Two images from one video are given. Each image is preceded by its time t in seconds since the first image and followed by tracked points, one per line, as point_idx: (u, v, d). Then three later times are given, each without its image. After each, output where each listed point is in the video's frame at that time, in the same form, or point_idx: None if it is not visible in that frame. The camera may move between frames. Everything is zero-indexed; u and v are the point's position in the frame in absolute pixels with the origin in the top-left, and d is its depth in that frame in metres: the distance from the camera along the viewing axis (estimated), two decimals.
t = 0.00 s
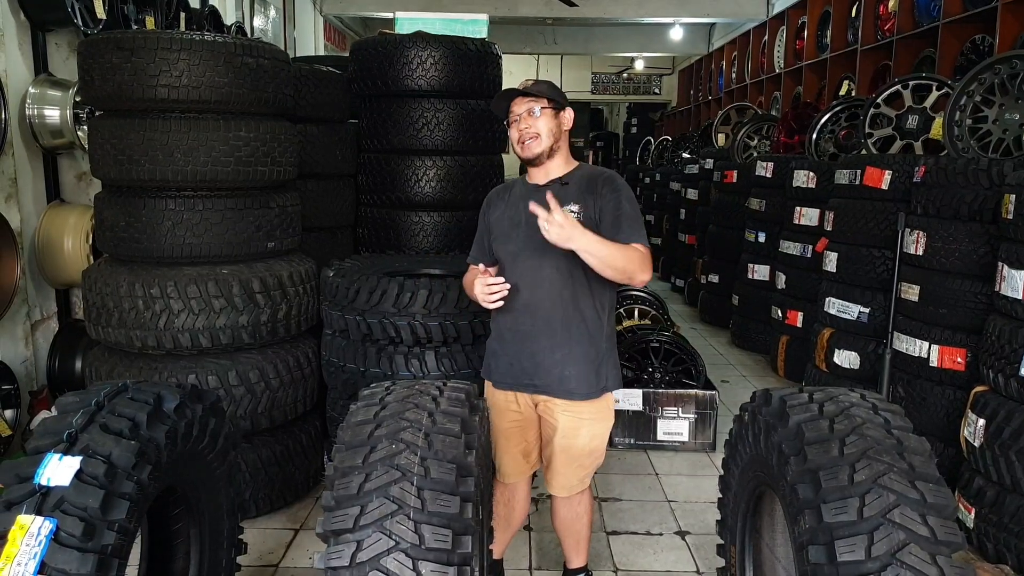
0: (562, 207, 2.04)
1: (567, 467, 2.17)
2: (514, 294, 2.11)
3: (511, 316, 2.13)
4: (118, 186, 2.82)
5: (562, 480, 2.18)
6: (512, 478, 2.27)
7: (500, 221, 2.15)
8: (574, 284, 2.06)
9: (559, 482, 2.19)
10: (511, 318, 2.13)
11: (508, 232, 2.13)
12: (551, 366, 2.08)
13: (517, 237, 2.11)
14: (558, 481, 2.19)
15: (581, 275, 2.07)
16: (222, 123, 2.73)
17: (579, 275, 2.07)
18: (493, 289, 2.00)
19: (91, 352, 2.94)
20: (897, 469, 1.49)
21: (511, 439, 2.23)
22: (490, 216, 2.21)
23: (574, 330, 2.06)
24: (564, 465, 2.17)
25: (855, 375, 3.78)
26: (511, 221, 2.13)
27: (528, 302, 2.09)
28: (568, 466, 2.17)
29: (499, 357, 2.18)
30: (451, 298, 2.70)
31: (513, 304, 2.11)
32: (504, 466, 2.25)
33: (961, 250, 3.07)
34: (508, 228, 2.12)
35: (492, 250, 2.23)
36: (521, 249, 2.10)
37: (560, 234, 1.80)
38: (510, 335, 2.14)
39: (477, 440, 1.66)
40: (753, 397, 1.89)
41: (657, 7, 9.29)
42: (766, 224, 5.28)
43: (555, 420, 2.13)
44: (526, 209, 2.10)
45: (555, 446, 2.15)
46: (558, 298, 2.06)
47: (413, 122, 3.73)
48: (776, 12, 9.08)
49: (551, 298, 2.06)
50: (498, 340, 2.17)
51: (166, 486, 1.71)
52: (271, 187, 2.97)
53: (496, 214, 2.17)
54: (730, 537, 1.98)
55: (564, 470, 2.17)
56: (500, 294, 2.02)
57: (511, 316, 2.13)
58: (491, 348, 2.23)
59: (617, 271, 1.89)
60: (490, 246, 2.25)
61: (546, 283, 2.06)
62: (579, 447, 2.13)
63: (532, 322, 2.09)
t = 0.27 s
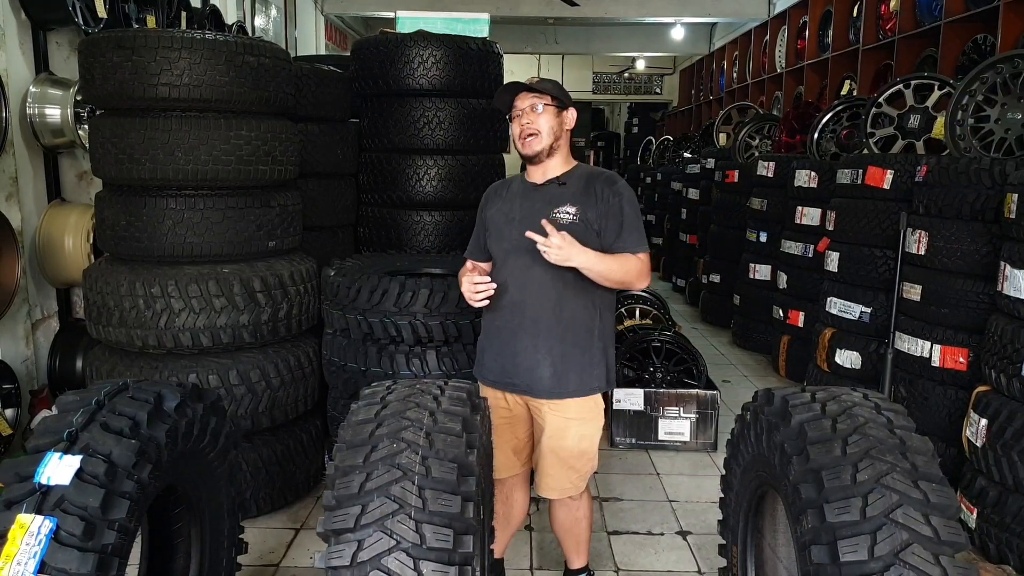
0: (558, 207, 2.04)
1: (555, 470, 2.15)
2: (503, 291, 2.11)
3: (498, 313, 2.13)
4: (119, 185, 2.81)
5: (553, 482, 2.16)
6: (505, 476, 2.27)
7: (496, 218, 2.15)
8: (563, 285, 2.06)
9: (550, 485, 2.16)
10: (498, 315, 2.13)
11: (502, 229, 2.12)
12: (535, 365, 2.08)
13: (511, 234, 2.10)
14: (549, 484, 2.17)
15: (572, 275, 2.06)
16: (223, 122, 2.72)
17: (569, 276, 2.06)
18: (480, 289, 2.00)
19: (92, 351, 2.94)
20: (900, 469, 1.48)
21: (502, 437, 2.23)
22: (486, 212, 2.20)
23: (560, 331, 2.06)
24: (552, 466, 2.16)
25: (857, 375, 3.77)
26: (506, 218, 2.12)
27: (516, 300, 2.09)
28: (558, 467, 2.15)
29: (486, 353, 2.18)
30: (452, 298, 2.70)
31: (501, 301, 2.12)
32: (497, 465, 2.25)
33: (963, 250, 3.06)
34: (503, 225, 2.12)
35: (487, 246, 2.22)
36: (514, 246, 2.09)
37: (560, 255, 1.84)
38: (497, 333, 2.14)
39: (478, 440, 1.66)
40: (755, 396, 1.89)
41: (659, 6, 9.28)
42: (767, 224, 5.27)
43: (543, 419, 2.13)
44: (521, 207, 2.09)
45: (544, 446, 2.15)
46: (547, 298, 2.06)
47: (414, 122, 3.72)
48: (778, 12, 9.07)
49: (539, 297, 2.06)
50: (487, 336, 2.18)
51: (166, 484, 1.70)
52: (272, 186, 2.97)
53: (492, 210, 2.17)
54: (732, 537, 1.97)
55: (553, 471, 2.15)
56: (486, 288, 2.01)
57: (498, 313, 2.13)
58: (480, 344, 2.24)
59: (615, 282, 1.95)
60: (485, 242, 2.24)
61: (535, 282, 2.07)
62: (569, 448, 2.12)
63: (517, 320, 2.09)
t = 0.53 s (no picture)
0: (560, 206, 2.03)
1: (559, 464, 2.15)
2: (507, 291, 2.10)
3: (501, 313, 2.11)
4: (120, 185, 2.80)
5: (557, 477, 2.16)
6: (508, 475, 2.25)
7: (497, 216, 2.13)
8: (567, 284, 2.05)
9: (554, 480, 2.17)
10: (502, 315, 2.11)
11: (503, 227, 2.11)
12: (540, 364, 2.07)
13: (513, 233, 2.09)
14: (555, 479, 2.17)
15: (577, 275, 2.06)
16: (225, 121, 2.72)
17: (572, 275, 2.06)
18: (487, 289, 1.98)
19: (93, 351, 2.93)
20: (907, 469, 1.47)
21: (505, 436, 2.21)
22: (485, 210, 2.19)
23: (564, 330, 2.06)
24: (556, 462, 2.15)
25: (860, 375, 3.76)
26: (507, 217, 2.11)
27: (519, 300, 2.08)
28: (562, 463, 2.15)
29: (489, 353, 2.17)
30: (454, 297, 2.69)
31: (505, 300, 2.10)
32: (500, 464, 2.23)
33: (967, 249, 3.05)
34: (504, 223, 2.11)
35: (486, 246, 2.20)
36: (517, 246, 2.08)
37: (551, 220, 1.82)
38: (501, 332, 2.13)
39: (481, 440, 1.65)
40: (760, 397, 1.88)
41: (660, 6, 9.26)
42: (770, 223, 5.26)
43: (547, 417, 2.12)
44: (523, 205, 2.09)
45: (549, 443, 2.14)
46: (551, 297, 2.05)
47: (416, 121, 3.71)
48: (779, 11, 9.06)
49: (542, 296, 2.05)
50: (489, 336, 2.17)
51: (168, 485, 1.69)
52: (273, 185, 2.96)
53: (493, 209, 2.16)
54: (736, 538, 1.96)
55: (558, 467, 2.15)
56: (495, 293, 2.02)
57: (501, 313, 2.11)
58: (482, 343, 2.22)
59: (601, 269, 1.91)
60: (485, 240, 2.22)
61: (539, 281, 2.06)
62: (572, 444, 2.12)
63: (521, 320, 2.08)
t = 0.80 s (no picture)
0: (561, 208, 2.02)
1: (569, 464, 2.16)
2: (513, 294, 2.08)
3: (508, 316, 2.10)
4: (124, 185, 2.80)
5: (566, 476, 2.16)
6: (514, 477, 2.25)
7: (497, 219, 2.11)
8: (574, 285, 2.05)
9: (563, 479, 2.17)
10: (509, 318, 2.10)
11: (505, 231, 2.09)
12: (550, 365, 2.06)
13: (516, 236, 2.07)
14: (564, 479, 2.17)
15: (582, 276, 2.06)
16: (229, 121, 2.71)
17: (578, 275, 2.05)
18: (497, 294, 1.98)
19: (97, 352, 2.93)
20: (916, 473, 1.47)
21: (511, 439, 2.20)
22: (483, 214, 2.16)
23: (574, 331, 2.05)
24: (566, 461, 2.15)
25: (864, 376, 3.75)
26: (508, 220, 2.09)
27: (527, 302, 2.07)
28: (571, 462, 2.15)
29: (497, 356, 2.15)
30: (457, 298, 2.68)
31: (512, 303, 2.09)
32: (506, 466, 2.22)
33: (973, 251, 3.04)
34: (506, 227, 2.08)
35: (487, 248, 2.18)
36: (520, 248, 2.06)
37: (566, 233, 1.82)
38: (508, 336, 2.11)
39: (487, 443, 1.64)
40: (766, 399, 1.87)
41: (663, 6, 9.26)
42: (773, 224, 5.25)
43: (556, 418, 2.11)
44: (524, 208, 2.07)
45: (558, 443, 2.13)
46: (559, 298, 2.04)
47: (419, 121, 3.71)
48: (782, 12, 9.05)
49: (550, 298, 2.04)
50: (496, 340, 2.15)
51: (173, 487, 1.69)
52: (277, 186, 2.96)
53: (492, 212, 2.13)
54: (741, 541, 1.95)
55: (567, 466, 2.16)
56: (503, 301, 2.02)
57: (508, 316, 2.10)
58: (486, 347, 2.20)
59: (616, 272, 1.91)
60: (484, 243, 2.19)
61: (546, 283, 2.05)
62: (582, 443, 2.12)
63: (530, 322, 2.07)
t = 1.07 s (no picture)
0: (574, 206, 2.02)
1: (580, 463, 2.15)
2: (525, 293, 2.06)
3: (519, 315, 2.07)
4: (131, 185, 2.80)
5: (576, 475, 2.16)
6: (521, 479, 2.24)
7: (505, 215, 2.08)
8: (586, 283, 2.05)
9: (574, 479, 2.17)
10: (520, 317, 2.07)
11: (515, 228, 2.06)
12: (564, 364, 2.05)
13: (527, 233, 2.05)
14: (575, 478, 2.17)
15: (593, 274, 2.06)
16: (235, 122, 2.71)
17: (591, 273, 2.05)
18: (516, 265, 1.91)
19: (103, 352, 2.93)
20: (928, 477, 1.46)
21: (519, 440, 2.18)
22: (488, 209, 2.11)
23: (586, 328, 2.05)
24: (577, 460, 2.15)
25: (871, 378, 3.73)
26: (518, 217, 2.06)
27: (539, 301, 2.05)
28: (581, 461, 2.15)
29: (505, 357, 2.12)
30: (463, 299, 2.67)
31: (523, 302, 2.07)
32: (513, 468, 2.21)
33: (982, 252, 3.02)
34: (515, 223, 2.06)
35: (489, 243, 2.13)
36: (531, 246, 2.04)
37: (573, 258, 1.88)
38: (519, 335, 2.08)
39: (495, 445, 1.64)
40: (775, 401, 1.86)
41: (668, 6, 9.24)
42: (779, 224, 5.23)
43: (568, 418, 2.10)
44: (534, 204, 2.05)
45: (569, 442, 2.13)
46: (572, 297, 2.03)
47: (425, 122, 3.70)
48: (788, 11, 9.02)
49: (563, 296, 2.03)
50: (504, 340, 2.11)
51: (180, 488, 1.69)
52: (283, 186, 2.95)
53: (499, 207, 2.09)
54: (749, 543, 1.94)
55: (578, 465, 2.16)
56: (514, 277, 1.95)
57: (519, 315, 2.07)
58: (492, 348, 2.17)
59: (625, 282, 1.97)
60: (485, 238, 2.14)
61: (559, 281, 2.04)
62: (593, 442, 2.11)
63: (542, 321, 2.05)
